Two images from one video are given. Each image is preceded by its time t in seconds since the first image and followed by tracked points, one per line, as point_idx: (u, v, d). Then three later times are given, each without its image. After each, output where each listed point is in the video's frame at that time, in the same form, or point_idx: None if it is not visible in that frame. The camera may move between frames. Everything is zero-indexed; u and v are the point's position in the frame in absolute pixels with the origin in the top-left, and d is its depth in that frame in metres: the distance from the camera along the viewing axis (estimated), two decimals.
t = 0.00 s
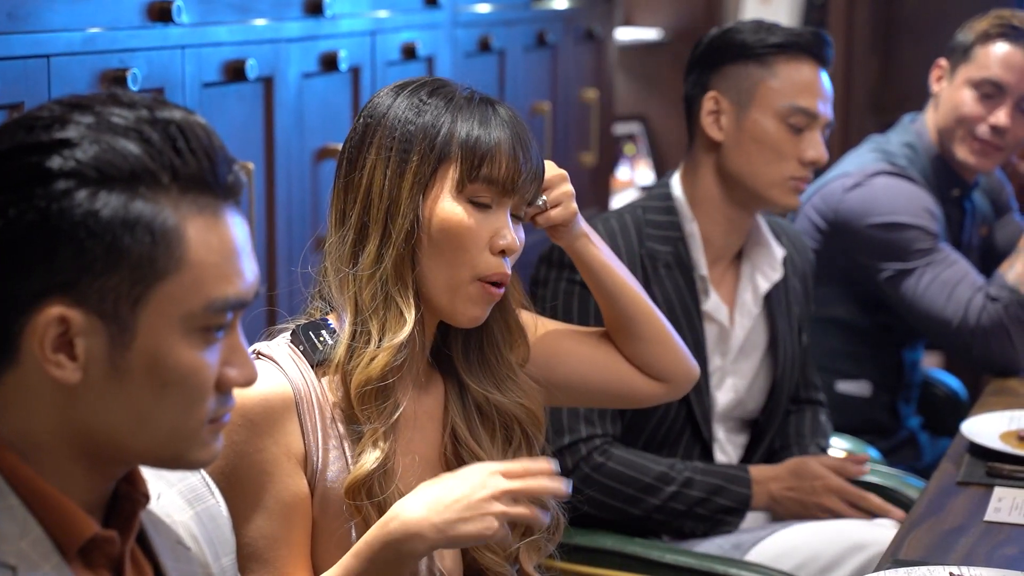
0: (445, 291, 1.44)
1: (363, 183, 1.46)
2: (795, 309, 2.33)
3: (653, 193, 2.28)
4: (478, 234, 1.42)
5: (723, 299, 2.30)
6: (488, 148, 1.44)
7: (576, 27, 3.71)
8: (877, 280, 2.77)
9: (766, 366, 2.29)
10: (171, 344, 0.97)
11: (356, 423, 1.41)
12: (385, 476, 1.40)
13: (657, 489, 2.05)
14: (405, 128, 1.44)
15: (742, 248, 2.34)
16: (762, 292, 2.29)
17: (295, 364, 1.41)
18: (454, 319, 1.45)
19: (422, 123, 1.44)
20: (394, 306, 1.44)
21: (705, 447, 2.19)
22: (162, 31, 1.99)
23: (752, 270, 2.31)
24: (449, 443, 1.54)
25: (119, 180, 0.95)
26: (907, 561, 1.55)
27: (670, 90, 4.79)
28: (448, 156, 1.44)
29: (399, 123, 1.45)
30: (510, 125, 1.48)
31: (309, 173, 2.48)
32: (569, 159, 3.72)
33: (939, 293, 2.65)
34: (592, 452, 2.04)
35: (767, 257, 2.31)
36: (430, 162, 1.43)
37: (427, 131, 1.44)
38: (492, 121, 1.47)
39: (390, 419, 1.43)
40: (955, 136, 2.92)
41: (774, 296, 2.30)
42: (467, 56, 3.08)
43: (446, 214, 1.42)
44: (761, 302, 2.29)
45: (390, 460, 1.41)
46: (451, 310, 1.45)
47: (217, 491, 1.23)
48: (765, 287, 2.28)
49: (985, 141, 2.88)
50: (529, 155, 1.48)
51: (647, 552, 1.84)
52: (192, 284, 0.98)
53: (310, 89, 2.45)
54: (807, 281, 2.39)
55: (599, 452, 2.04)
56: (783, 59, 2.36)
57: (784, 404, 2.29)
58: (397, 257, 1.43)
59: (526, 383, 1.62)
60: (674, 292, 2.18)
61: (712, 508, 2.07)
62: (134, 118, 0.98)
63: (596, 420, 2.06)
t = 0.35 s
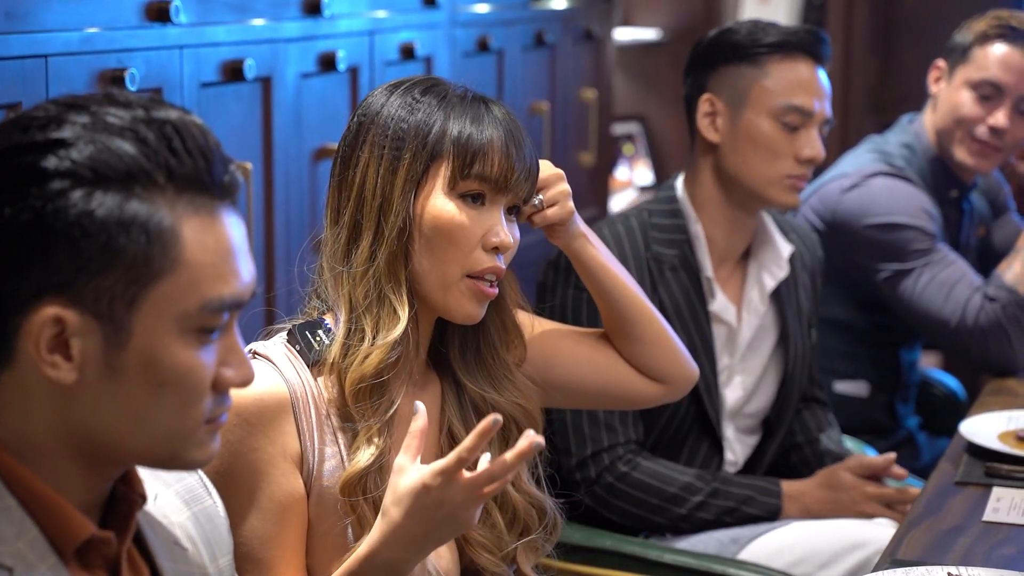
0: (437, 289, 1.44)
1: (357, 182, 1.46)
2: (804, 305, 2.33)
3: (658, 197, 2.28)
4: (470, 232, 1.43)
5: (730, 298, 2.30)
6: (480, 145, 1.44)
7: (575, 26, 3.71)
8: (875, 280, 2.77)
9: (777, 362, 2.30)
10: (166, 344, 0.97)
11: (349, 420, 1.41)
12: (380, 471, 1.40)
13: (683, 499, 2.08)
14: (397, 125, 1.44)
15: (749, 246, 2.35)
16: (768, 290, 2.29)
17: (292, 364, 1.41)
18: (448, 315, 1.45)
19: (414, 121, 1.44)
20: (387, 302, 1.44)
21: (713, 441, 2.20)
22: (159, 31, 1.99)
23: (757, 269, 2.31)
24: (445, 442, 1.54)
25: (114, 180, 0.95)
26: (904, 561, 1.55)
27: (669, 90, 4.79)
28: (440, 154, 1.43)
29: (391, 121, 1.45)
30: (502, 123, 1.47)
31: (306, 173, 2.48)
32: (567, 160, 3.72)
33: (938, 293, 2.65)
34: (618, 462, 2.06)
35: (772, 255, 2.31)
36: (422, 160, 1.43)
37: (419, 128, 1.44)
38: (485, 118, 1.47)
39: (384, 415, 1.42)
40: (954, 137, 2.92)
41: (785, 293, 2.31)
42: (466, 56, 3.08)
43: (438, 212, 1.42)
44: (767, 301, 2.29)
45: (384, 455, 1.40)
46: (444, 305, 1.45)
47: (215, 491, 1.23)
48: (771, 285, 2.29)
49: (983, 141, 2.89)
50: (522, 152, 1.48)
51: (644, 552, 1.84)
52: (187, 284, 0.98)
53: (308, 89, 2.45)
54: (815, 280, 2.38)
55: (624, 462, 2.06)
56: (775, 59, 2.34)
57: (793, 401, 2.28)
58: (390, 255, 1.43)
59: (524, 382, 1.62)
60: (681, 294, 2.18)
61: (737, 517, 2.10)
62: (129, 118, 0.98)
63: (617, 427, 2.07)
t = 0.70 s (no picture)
0: (439, 290, 1.44)
1: (356, 183, 1.46)
2: (788, 299, 2.33)
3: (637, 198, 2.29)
4: (468, 233, 1.42)
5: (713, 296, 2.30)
6: (477, 146, 1.44)
7: (574, 27, 3.71)
8: (873, 281, 2.77)
9: (764, 360, 2.31)
10: (159, 343, 0.96)
11: (348, 421, 1.41)
12: (379, 474, 1.40)
13: (673, 498, 2.08)
14: (395, 126, 1.45)
15: (731, 243, 2.35)
16: (751, 290, 2.29)
17: (293, 364, 1.41)
18: (450, 315, 1.45)
19: (412, 122, 1.45)
20: (386, 304, 1.44)
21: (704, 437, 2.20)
22: (159, 31, 1.99)
23: (740, 267, 2.31)
24: (445, 441, 1.54)
25: (108, 177, 0.95)
26: (903, 561, 1.55)
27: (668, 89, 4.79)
28: (438, 154, 1.44)
29: (390, 122, 1.45)
30: (502, 123, 1.47)
31: (306, 172, 2.48)
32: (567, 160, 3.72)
33: (936, 294, 2.65)
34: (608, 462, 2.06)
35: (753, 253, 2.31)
36: (419, 161, 1.43)
37: (417, 129, 1.44)
38: (484, 119, 1.47)
39: (384, 418, 1.42)
40: (953, 137, 2.92)
41: (772, 289, 2.31)
42: (465, 56, 3.08)
43: (436, 212, 1.42)
44: (749, 300, 2.29)
45: (385, 457, 1.40)
46: (447, 307, 1.44)
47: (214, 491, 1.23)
48: (754, 284, 2.29)
49: (982, 142, 2.89)
50: (521, 153, 1.48)
51: (644, 552, 1.85)
52: (181, 281, 0.97)
53: (307, 89, 2.45)
54: (799, 275, 2.39)
55: (614, 462, 2.05)
56: (751, 66, 2.32)
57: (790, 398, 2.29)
58: (387, 256, 1.43)
59: (524, 385, 1.62)
60: (663, 291, 2.18)
61: (728, 517, 2.10)
62: (126, 116, 0.99)
63: (605, 428, 2.07)
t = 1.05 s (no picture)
0: (448, 294, 1.44)
1: (367, 189, 1.45)
2: (782, 304, 2.33)
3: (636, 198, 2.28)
4: (482, 239, 1.43)
5: (710, 296, 2.30)
6: (493, 153, 1.44)
7: (573, 26, 3.71)
8: (873, 281, 2.77)
9: (761, 360, 2.31)
10: (143, 340, 0.96)
11: (353, 427, 1.41)
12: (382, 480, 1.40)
13: (673, 500, 2.08)
14: (409, 133, 1.43)
15: (725, 247, 2.34)
16: (750, 294, 2.29)
17: (292, 363, 1.41)
18: (461, 321, 1.46)
19: (427, 127, 1.44)
20: (399, 313, 1.44)
21: (703, 435, 2.21)
22: (157, 30, 1.99)
23: (734, 269, 2.32)
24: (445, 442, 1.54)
25: (95, 172, 0.95)
26: (902, 560, 1.55)
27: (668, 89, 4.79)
28: (454, 161, 1.43)
29: (403, 127, 1.44)
30: (513, 128, 1.47)
31: (306, 172, 2.48)
32: (566, 160, 3.72)
33: (935, 294, 2.65)
34: (609, 465, 2.06)
35: (747, 254, 2.32)
36: (435, 168, 1.43)
37: (432, 136, 1.43)
38: (496, 124, 1.47)
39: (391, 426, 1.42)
40: (952, 137, 2.92)
41: (768, 293, 2.31)
42: (464, 56, 3.08)
43: (453, 221, 1.43)
44: (747, 304, 2.29)
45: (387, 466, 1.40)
46: (457, 313, 1.45)
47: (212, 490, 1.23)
48: (753, 288, 2.29)
49: (982, 142, 2.89)
50: (532, 158, 1.48)
51: (643, 552, 1.84)
52: (163, 280, 0.97)
53: (307, 89, 2.45)
54: (789, 283, 2.38)
55: (615, 464, 2.06)
56: (757, 77, 2.32)
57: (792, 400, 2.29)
58: (403, 264, 1.43)
59: (524, 387, 1.62)
60: (664, 293, 2.18)
61: (730, 518, 2.11)
62: (120, 113, 0.98)
63: (606, 429, 2.06)
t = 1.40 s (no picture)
0: (445, 297, 1.44)
1: (356, 190, 1.45)
2: (771, 303, 2.33)
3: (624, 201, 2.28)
4: (471, 238, 1.43)
5: (701, 296, 2.30)
6: (481, 151, 1.44)
7: (573, 26, 3.71)
8: (873, 281, 2.77)
9: (752, 360, 2.31)
10: (108, 332, 0.95)
11: (349, 430, 1.41)
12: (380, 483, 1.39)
13: (673, 504, 2.08)
14: (396, 133, 1.44)
15: (714, 248, 2.35)
16: (740, 295, 2.30)
17: (292, 365, 1.40)
18: (457, 321, 1.45)
19: (414, 128, 1.44)
20: (390, 314, 1.44)
21: (698, 437, 2.21)
22: (156, 30, 1.99)
23: (724, 272, 2.32)
24: (444, 443, 1.53)
25: (66, 160, 0.95)
26: (902, 560, 1.55)
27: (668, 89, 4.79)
28: (442, 161, 1.43)
29: (391, 127, 1.44)
30: (501, 126, 1.47)
31: (305, 173, 2.48)
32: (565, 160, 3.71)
33: (935, 294, 2.65)
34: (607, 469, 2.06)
35: (739, 255, 2.32)
36: (423, 168, 1.43)
37: (419, 136, 1.43)
38: (484, 123, 1.46)
39: (386, 429, 1.42)
40: (946, 136, 2.92)
41: (757, 293, 2.31)
42: (463, 56, 3.08)
43: (443, 221, 1.43)
44: (738, 304, 2.30)
45: (386, 468, 1.40)
46: (453, 313, 1.45)
47: (211, 490, 1.23)
48: (743, 289, 2.29)
49: (975, 140, 2.88)
50: (521, 156, 1.48)
51: (643, 552, 1.84)
52: (130, 271, 0.96)
53: (306, 89, 2.45)
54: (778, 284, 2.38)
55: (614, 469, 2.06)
56: (751, 80, 2.32)
57: (786, 400, 2.28)
58: (393, 265, 1.43)
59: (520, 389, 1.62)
60: (657, 294, 2.18)
61: (729, 519, 2.11)
62: (101, 107, 0.99)
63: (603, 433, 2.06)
